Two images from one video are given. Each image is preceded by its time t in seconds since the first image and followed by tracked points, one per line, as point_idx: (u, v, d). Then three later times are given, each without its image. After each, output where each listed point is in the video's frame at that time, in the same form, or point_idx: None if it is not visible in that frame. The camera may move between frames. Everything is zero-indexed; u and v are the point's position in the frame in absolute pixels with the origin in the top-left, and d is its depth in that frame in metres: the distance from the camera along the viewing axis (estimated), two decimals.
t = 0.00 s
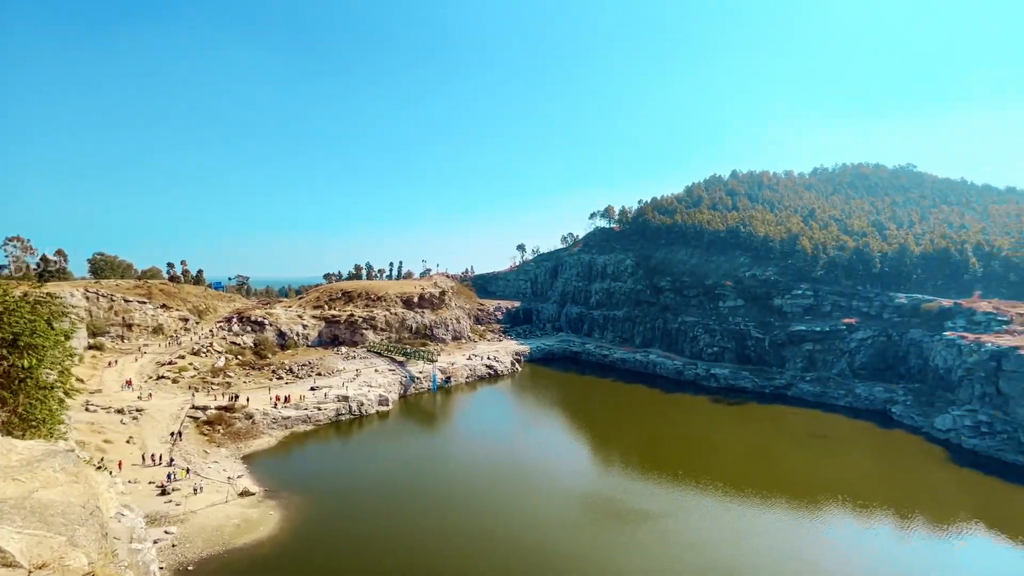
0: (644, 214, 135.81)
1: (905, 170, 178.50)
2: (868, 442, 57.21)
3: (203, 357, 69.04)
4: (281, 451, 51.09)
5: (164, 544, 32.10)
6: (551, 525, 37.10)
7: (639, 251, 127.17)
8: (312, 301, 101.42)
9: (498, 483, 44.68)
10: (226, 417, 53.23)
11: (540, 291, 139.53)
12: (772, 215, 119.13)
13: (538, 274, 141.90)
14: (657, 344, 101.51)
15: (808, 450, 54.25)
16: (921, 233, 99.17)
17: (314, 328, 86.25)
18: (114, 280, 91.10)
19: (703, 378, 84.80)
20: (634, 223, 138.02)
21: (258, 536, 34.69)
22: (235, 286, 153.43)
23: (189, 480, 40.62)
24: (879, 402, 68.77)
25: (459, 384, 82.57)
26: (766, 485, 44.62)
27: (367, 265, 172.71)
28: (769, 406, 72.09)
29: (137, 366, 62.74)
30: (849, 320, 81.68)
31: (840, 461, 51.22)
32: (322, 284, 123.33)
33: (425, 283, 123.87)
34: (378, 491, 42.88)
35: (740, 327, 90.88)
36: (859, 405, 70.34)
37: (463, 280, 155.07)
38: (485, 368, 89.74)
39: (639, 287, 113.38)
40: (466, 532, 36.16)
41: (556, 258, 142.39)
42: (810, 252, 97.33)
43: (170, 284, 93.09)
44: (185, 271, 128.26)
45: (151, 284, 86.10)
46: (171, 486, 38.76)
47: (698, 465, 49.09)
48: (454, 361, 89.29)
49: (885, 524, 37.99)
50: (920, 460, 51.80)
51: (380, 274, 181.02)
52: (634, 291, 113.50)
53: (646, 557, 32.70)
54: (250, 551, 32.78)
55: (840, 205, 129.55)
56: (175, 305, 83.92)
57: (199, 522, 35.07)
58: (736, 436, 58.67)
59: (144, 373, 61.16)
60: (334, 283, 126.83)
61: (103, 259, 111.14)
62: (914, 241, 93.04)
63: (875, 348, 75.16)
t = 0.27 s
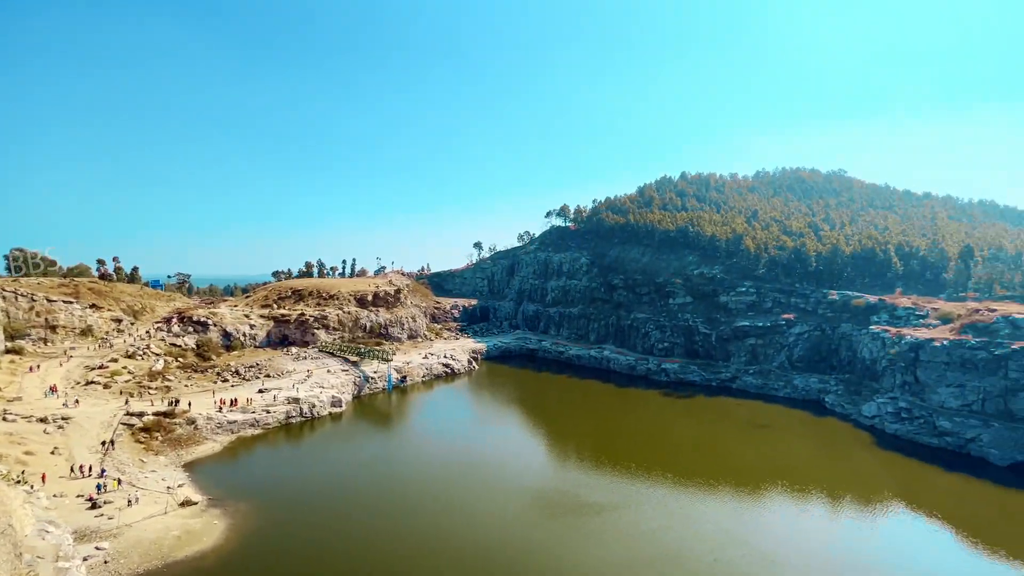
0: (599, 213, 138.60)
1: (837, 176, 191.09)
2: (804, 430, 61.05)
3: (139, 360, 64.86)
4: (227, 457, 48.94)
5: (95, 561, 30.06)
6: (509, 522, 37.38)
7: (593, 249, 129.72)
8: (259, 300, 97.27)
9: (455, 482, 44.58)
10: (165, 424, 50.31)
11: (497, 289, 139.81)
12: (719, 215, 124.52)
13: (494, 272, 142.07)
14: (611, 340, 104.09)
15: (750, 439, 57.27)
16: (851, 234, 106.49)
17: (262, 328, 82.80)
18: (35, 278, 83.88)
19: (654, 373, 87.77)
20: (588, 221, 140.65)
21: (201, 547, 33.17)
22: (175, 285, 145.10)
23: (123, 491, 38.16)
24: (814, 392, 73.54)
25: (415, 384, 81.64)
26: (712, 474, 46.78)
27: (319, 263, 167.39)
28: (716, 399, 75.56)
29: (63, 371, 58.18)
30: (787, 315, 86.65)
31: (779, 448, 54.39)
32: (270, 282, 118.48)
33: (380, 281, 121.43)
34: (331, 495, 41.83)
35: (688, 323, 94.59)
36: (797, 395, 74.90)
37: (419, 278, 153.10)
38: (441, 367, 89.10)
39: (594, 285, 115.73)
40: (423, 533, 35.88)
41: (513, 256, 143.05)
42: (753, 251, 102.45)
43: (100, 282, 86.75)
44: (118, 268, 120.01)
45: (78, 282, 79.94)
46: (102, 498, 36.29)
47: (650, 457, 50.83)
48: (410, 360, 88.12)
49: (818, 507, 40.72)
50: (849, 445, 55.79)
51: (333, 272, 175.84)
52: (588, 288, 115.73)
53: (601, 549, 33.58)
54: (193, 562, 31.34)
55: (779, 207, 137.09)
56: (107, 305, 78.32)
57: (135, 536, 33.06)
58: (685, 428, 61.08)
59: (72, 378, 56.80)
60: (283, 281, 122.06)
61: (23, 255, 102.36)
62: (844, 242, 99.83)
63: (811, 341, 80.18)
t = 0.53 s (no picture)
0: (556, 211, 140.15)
1: (779, 178, 201.49)
2: (750, 420, 64.24)
3: (69, 364, 60.44)
4: (170, 464, 46.55)
5: None
6: (468, 521, 37.43)
7: (551, 247, 131.11)
8: (204, 299, 92.62)
9: (413, 482, 44.16)
10: (99, 431, 47.17)
11: (455, 287, 138.98)
12: (671, 215, 128.62)
13: (453, 270, 141.15)
14: (568, 336, 105.67)
15: (700, 431, 59.69)
16: (793, 234, 112.59)
17: (208, 328, 78.91)
18: None
19: (610, 369, 89.90)
20: (546, 219, 142.00)
21: (141, 561, 31.46)
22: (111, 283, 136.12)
23: (51, 505, 35.52)
24: (759, 384, 77.47)
25: (372, 383, 80.10)
26: (665, 465, 48.45)
27: (270, 260, 161.17)
28: (669, 392, 78.24)
29: None
30: (735, 311, 90.69)
31: (727, 438, 56.99)
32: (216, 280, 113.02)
33: (334, 278, 118.14)
34: (284, 501, 40.52)
35: (642, 319, 97.36)
36: (743, 387, 78.64)
37: (375, 275, 150.04)
38: (399, 366, 87.82)
39: (551, 282, 117.03)
40: (380, 535, 35.40)
41: (471, 253, 142.58)
42: (703, 250, 106.51)
43: (23, 281, 80.09)
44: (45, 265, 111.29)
45: None
46: (27, 513, 33.64)
47: (605, 450, 52.07)
48: (366, 360, 86.32)
49: (762, 493, 42.96)
50: (789, 433, 59.21)
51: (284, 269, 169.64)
52: (546, 286, 116.89)
53: (560, 542, 34.23)
54: None
55: (727, 207, 143.12)
56: (31, 305, 72.43)
57: (65, 552, 30.88)
58: (639, 421, 62.91)
59: None
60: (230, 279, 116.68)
61: None
62: (786, 241, 105.39)
63: (756, 335, 84.27)
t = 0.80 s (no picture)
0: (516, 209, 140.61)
1: (728, 179, 210.19)
2: (701, 412, 66.89)
3: None
4: (108, 473, 43.82)
5: None
6: (428, 521, 37.11)
7: (510, 244, 131.51)
8: (144, 298, 87.32)
9: (370, 484, 43.31)
10: (26, 442, 43.73)
11: (414, 284, 137.11)
12: (627, 213, 131.67)
13: (411, 267, 139.17)
14: (528, 333, 106.43)
15: (655, 423, 61.55)
16: (741, 233, 117.69)
17: (149, 329, 74.50)
18: None
19: (569, 364, 91.33)
20: (506, 217, 142.25)
21: None
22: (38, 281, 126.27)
23: None
24: (709, 377, 80.69)
25: (327, 383, 78.04)
26: (621, 458, 49.74)
27: (217, 257, 153.80)
28: (625, 386, 80.27)
29: None
30: (687, 307, 93.98)
31: (679, 430, 59.08)
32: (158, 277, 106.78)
33: (287, 276, 114.04)
34: (233, 509, 38.78)
35: (600, 316, 99.33)
36: (695, 380, 81.71)
37: (330, 273, 145.90)
38: (356, 365, 85.88)
39: (511, 279, 117.46)
40: (337, 541, 34.54)
41: (430, 250, 141.04)
42: (658, 248, 109.77)
43: None
44: None
45: None
46: None
47: (565, 445, 52.88)
48: (322, 359, 83.92)
49: (713, 481, 44.85)
50: (737, 423, 62.09)
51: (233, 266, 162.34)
52: (506, 283, 117.21)
53: (520, 538, 34.52)
54: None
55: (680, 206, 147.88)
56: None
57: None
58: (597, 416, 64.21)
59: None
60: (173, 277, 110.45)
61: None
62: (735, 239, 110.08)
63: (707, 330, 87.67)
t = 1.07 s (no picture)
0: (476, 206, 140.08)
1: (683, 179, 216.83)
2: (658, 405, 68.93)
3: None
4: (39, 485, 40.89)
5: None
6: (389, 523, 36.57)
7: (471, 241, 130.96)
8: (79, 297, 81.65)
9: (327, 488, 42.19)
10: None
11: (373, 281, 134.43)
12: (587, 211, 133.69)
13: (370, 264, 136.33)
14: (489, 330, 106.53)
15: (614, 417, 63.00)
16: (694, 231, 121.83)
17: (84, 330, 69.75)
18: None
19: (530, 361, 92.13)
20: (467, 213, 141.42)
21: None
22: None
23: None
24: (665, 371, 83.31)
25: (282, 384, 75.54)
26: (582, 452, 50.71)
27: (161, 253, 145.61)
28: (585, 381, 81.73)
29: None
30: (644, 303, 96.50)
31: (637, 423, 60.69)
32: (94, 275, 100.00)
33: (238, 273, 109.36)
34: (179, 519, 36.86)
35: (561, 312, 100.60)
36: (652, 374, 84.15)
37: (284, 270, 140.93)
38: (312, 365, 83.47)
39: (472, 276, 117.09)
40: (293, 548, 33.44)
41: (390, 247, 138.58)
42: (616, 245, 112.10)
43: None
44: None
45: None
46: None
47: (526, 441, 53.38)
48: (276, 360, 81.07)
49: (669, 472, 46.40)
50: (692, 415, 64.41)
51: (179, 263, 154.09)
52: (467, 280, 116.76)
53: (483, 536, 34.57)
54: None
55: (638, 205, 151.43)
56: None
57: None
58: (558, 411, 65.08)
59: None
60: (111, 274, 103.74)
61: None
62: (689, 237, 113.88)
63: (663, 325, 90.37)
